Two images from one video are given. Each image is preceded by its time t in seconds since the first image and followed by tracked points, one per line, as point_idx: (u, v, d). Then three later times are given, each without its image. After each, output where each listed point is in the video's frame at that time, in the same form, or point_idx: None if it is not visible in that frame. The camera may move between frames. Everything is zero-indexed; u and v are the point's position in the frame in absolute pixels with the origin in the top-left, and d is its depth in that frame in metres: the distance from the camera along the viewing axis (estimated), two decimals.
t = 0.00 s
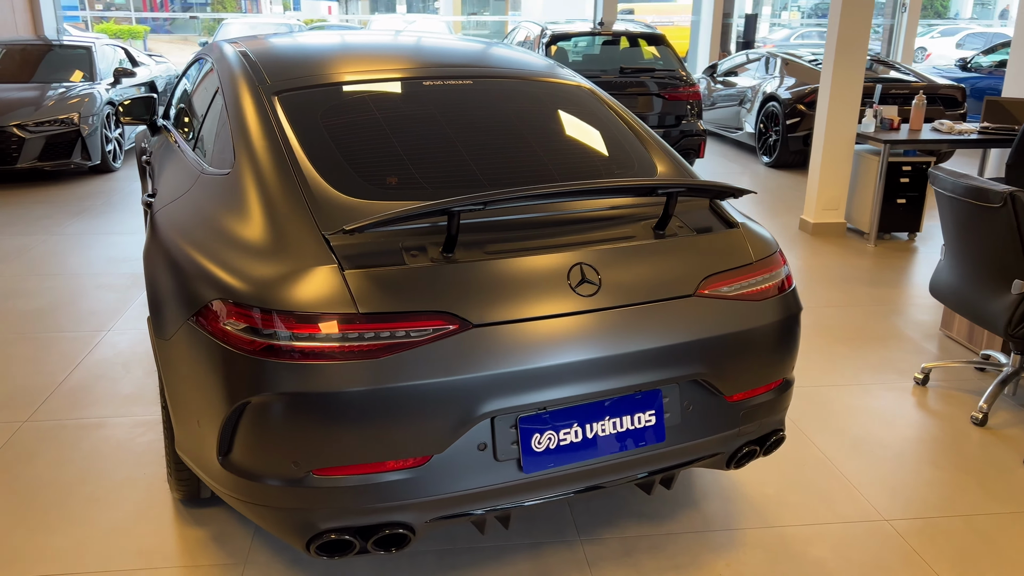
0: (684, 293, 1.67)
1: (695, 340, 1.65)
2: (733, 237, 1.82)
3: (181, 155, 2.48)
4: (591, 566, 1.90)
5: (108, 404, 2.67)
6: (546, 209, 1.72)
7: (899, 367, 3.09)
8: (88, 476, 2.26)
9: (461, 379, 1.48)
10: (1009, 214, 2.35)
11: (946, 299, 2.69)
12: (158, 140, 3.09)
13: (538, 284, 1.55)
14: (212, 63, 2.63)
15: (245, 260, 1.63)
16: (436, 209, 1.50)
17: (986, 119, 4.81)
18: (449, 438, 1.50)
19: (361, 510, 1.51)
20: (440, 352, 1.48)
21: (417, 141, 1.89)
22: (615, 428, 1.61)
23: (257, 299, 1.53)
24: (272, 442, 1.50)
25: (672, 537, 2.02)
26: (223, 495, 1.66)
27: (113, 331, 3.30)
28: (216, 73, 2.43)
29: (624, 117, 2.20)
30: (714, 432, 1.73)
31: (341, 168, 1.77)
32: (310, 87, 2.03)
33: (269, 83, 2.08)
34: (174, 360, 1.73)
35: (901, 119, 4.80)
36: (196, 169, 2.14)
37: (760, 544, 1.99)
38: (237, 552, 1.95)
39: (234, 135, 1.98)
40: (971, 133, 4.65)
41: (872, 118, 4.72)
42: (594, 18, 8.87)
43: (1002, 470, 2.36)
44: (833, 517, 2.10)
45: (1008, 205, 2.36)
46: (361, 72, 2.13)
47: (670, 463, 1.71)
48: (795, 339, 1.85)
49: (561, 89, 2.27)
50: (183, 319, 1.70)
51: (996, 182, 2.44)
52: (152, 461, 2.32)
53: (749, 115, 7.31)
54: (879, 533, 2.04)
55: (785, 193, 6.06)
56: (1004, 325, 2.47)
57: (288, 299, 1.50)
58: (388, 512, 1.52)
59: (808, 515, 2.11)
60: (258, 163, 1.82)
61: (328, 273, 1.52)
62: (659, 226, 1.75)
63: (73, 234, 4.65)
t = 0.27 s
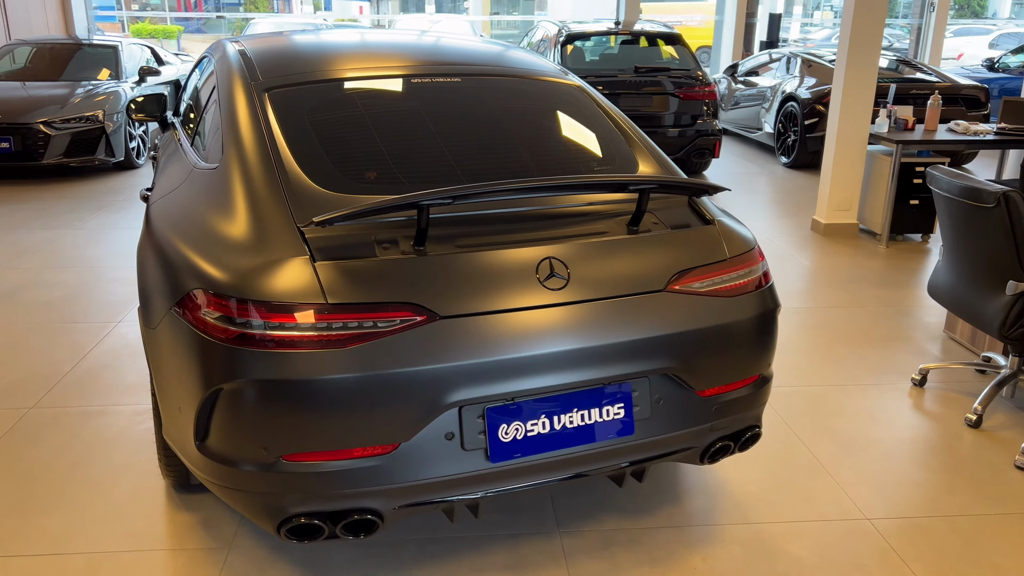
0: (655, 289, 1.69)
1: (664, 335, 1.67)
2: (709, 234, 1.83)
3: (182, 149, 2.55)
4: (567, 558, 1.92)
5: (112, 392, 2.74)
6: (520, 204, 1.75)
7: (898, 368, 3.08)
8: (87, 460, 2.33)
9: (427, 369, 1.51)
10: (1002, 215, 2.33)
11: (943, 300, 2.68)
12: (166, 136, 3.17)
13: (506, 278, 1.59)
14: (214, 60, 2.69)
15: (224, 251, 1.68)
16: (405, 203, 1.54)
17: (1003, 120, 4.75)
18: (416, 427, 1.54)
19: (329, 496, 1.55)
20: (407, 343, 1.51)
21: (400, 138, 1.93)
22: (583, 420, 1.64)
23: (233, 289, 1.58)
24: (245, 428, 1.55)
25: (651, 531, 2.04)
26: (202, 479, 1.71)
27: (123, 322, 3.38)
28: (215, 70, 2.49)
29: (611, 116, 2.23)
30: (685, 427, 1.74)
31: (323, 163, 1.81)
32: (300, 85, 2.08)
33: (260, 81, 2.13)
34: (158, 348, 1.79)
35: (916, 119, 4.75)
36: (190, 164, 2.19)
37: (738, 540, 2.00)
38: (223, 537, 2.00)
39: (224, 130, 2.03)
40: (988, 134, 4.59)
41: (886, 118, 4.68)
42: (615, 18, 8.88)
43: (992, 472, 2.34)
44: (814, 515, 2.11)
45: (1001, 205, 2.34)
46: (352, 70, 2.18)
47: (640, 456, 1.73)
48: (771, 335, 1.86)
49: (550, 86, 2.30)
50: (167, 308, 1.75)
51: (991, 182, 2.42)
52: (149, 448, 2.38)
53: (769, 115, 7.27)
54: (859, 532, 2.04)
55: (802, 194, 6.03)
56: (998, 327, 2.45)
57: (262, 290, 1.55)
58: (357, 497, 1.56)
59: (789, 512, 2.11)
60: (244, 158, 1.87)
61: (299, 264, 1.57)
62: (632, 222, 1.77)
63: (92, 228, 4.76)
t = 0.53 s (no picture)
0: (633, 283, 1.72)
1: (641, 328, 1.69)
2: (690, 230, 1.86)
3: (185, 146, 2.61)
4: (550, 548, 1.96)
5: (118, 382, 2.81)
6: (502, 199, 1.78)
7: (898, 368, 3.07)
8: (90, 447, 2.39)
9: (404, 358, 1.55)
10: (996, 214, 2.33)
11: (939, 299, 2.68)
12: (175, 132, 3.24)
13: (485, 271, 1.62)
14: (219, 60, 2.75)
15: (214, 242, 1.73)
16: (384, 197, 1.58)
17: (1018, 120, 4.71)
18: (393, 415, 1.58)
19: (309, 480, 1.60)
20: (385, 333, 1.56)
21: (390, 135, 1.98)
22: (559, 411, 1.67)
23: (220, 280, 1.63)
24: (229, 413, 1.60)
25: (634, 523, 2.06)
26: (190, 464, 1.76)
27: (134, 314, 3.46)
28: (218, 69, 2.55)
29: (602, 115, 2.26)
30: (662, 419, 1.77)
31: (313, 158, 1.86)
32: (295, 82, 2.13)
33: (257, 78, 2.18)
34: (152, 337, 1.84)
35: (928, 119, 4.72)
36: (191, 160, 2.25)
37: (720, 534, 2.02)
38: (216, 522, 2.05)
39: (221, 126, 2.08)
40: (1001, 134, 4.55)
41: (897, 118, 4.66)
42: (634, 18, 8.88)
43: (983, 471, 2.34)
44: (799, 510, 2.12)
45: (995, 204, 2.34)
46: (347, 67, 2.22)
47: (617, 447, 1.76)
48: (752, 329, 1.88)
49: (542, 85, 2.34)
50: (160, 298, 1.81)
51: (985, 181, 2.42)
52: (150, 436, 2.44)
53: (785, 115, 7.24)
54: (842, 528, 2.05)
55: (815, 194, 6.00)
56: (992, 326, 2.45)
57: (247, 279, 1.59)
58: (336, 482, 1.60)
59: (774, 507, 2.13)
60: (237, 153, 1.92)
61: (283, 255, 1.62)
62: (613, 217, 1.80)
63: (110, 223, 4.86)
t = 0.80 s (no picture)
0: (628, 282, 1.74)
1: (636, 325, 1.71)
2: (687, 230, 1.88)
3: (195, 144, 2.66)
4: (546, 543, 1.98)
5: (130, 376, 2.87)
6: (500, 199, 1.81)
7: (904, 369, 3.07)
8: (101, 439, 2.45)
9: (399, 353, 1.59)
10: (998, 215, 2.33)
11: (944, 301, 2.67)
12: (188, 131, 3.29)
13: (480, 269, 1.65)
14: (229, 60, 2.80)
15: (218, 240, 1.77)
16: (381, 195, 1.61)
17: None
18: (389, 409, 1.61)
19: (307, 473, 1.63)
20: (381, 329, 1.59)
21: (392, 135, 2.01)
22: (553, 407, 1.70)
23: (222, 276, 1.67)
24: (229, 406, 1.64)
25: (631, 519, 2.08)
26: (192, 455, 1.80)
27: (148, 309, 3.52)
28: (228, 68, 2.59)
29: (603, 114, 2.29)
30: (657, 416, 1.79)
31: (316, 158, 1.90)
32: (301, 83, 2.17)
33: (265, 79, 2.22)
34: (159, 331, 1.88)
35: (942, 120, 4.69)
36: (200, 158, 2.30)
37: (717, 531, 2.04)
38: (220, 513, 2.09)
39: (228, 125, 2.12)
40: (1015, 135, 4.51)
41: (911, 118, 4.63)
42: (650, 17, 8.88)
43: (984, 473, 2.34)
44: (797, 508, 2.13)
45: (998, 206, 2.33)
46: (352, 67, 2.26)
47: (612, 444, 1.78)
48: (747, 327, 1.89)
49: (546, 85, 2.36)
50: (166, 293, 1.85)
51: (989, 182, 2.42)
52: (159, 429, 2.50)
53: (801, 115, 7.21)
54: (839, 526, 2.06)
55: (829, 195, 5.98)
56: (995, 328, 2.44)
57: (248, 276, 1.63)
58: (333, 475, 1.64)
59: (771, 505, 2.14)
60: (243, 153, 1.96)
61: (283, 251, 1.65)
62: (609, 217, 1.82)
63: (127, 220, 4.94)
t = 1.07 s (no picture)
0: (628, 278, 1.75)
1: (636, 322, 1.72)
2: (688, 227, 1.88)
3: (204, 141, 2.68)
4: (547, 538, 1.99)
5: (139, 370, 2.90)
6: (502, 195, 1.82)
7: (911, 368, 3.05)
8: (110, 432, 2.48)
9: (399, 348, 1.60)
10: (1005, 213, 2.32)
11: (951, 300, 2.66)
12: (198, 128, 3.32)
13: (480, 265, 1.66)
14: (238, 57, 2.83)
15: (223, 235, 1.79)
16: (382, 191, 1.62)
17: None
18: (390, 402, 1.62)
19: (308, 465, 1.65)
20: (380, 323, 1.60)
21: (396, 132, 2.02)
22: (553, 402, 1.70)
23: (226, 270, 1.69)
24: (232, 398, 1.65)
25: (633, 516, 2.09)
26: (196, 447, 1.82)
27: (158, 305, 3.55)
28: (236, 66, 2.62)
29: (607, 114, 2.29)
30: (657, 412, 1.79)
31: (320, 154, 1.91)
32: (307, 79, 2.19)
33: (272, 76, 2.24)
34: (165, 325, 1.90)
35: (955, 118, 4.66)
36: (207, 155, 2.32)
37: (718, 528, 2.04)
38: (225, 506, 2.11)
39: (235, 122, 2.14)
40: None
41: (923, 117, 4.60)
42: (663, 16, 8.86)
43: (989, 473, 2.33)
44: (800, 506, 2.13)
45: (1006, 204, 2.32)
46: (358, 65, 2.27)
47: (612, 440, 1.79)
48: (747, 322, 1.89)
49: (551, 83, 2.37)
50: (171, 287, 1.87)
51: (996, 180, 2.41)
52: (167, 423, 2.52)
53: (813, 114, 7.18)
54: (841, 524, 2.06)
55: (841, 194, 5.95)
56: (1002, 327, 2.43)
57: (252, 270, 1.65)
58: (334, 468, 1.65)
59: (773, 503, 2.14)
60: (249, 149, 1.98)
61: (284, 245, 1.67)
62: (610, 213, 1.83)
63: (140, 217, 4.98)
